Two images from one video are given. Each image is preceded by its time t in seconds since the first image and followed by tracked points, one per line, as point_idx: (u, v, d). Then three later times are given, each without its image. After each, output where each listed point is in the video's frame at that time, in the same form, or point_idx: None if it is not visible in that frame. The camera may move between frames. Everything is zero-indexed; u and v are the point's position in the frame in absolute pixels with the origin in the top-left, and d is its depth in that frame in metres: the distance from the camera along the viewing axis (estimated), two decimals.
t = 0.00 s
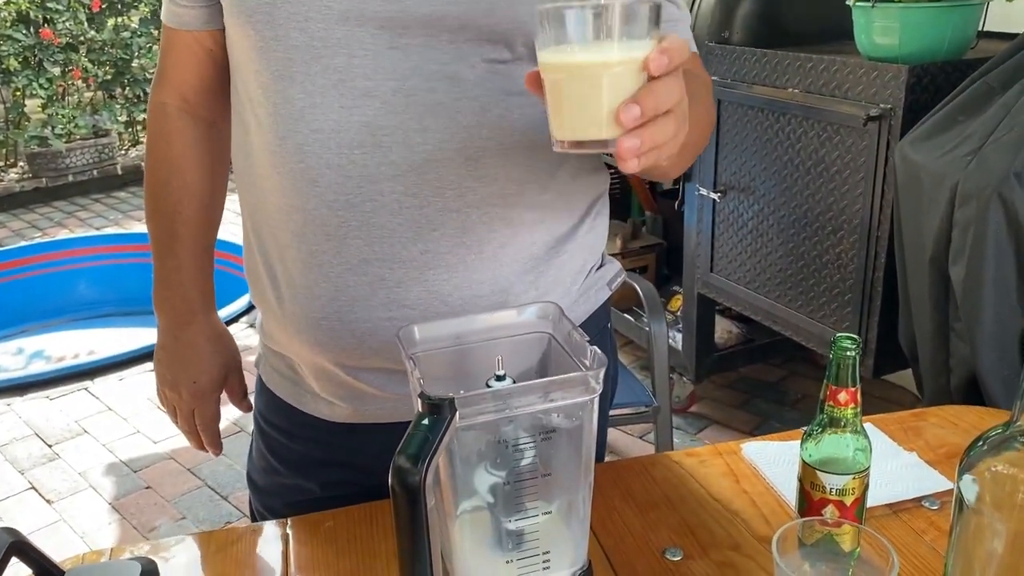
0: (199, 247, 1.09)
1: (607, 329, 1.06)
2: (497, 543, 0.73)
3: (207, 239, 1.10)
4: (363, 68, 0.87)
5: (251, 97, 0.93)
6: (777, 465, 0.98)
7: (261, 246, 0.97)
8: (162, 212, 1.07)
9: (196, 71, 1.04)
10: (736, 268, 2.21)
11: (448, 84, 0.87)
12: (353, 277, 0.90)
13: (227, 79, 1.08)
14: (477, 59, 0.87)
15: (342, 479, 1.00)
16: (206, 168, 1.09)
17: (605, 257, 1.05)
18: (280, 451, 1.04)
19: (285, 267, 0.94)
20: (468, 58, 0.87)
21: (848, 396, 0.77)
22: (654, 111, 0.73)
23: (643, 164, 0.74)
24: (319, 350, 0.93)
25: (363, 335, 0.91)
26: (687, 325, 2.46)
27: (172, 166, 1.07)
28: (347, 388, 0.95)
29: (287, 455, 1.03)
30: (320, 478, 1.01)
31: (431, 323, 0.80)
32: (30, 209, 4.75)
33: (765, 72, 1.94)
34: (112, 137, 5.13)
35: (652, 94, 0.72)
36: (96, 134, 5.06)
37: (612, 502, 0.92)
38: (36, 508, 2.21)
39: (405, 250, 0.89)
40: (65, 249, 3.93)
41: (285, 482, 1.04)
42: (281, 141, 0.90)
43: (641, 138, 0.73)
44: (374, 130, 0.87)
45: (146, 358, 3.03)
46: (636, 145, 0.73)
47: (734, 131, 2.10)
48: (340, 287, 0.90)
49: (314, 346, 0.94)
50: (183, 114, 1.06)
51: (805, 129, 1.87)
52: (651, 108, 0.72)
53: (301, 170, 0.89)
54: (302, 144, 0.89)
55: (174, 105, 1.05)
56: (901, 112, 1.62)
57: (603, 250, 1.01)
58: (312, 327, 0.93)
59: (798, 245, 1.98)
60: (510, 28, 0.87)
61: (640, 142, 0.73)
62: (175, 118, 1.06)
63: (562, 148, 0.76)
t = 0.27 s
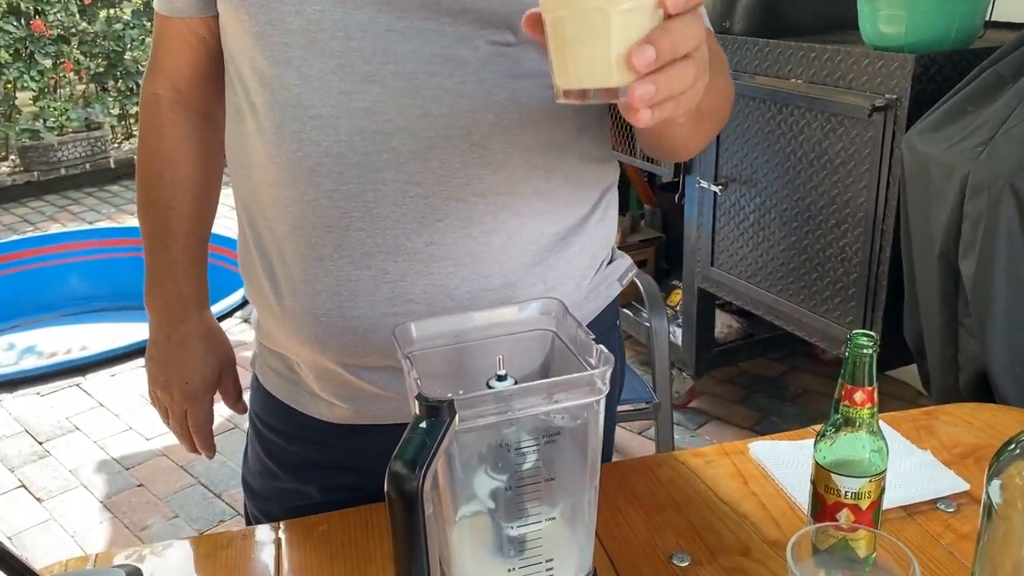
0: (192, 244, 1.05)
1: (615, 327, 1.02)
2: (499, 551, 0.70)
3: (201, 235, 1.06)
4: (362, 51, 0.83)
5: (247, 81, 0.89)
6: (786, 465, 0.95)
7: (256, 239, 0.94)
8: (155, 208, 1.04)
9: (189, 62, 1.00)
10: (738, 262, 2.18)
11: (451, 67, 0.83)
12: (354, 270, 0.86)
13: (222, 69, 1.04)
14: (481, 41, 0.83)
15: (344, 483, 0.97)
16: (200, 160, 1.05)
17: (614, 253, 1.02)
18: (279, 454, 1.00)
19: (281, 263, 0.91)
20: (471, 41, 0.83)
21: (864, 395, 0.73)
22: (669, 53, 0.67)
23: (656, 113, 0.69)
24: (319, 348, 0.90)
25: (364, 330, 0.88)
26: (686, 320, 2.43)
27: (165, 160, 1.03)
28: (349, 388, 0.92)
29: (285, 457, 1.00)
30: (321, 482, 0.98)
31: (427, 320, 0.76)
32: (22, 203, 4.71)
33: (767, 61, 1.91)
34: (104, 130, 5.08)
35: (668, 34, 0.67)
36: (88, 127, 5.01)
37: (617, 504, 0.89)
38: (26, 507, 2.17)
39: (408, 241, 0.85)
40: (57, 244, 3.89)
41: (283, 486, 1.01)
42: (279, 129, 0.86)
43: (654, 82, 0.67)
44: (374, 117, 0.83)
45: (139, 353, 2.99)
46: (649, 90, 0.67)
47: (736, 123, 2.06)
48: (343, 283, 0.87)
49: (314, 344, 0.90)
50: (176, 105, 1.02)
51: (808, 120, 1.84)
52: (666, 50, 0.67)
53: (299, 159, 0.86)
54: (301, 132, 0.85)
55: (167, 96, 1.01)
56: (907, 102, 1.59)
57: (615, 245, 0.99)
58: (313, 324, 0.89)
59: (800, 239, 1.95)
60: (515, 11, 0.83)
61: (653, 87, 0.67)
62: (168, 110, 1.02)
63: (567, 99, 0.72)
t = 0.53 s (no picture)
0: (186, 259, 1.02)
1: (620, 340, 1.00)
2: None
3: (194, 250, 1.03)
4: (356, 52, 0.79)
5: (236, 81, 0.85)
6: (791, 481, 0.91)
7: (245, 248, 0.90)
8: (147, 223, 1.01)
9: (176, 72, 0.96)
10: (736, 264, 2.15)
11: (449, 67, 0.80)
12: (350, 282, 0.83)
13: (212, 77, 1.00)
14: (478, 38, 0.80)
15: (335, 500, 0.94)
16: (192, 174, 1.02)
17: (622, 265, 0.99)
18: (274, 474, 0.97)
19: (272, 273, 0.87)
20: (469, 41, 0.79)
21: (874, 414, 0.70)
22: (674, 74, 0.65)
23: (660, 136, 0.66)
24: (312, 364, 0.86)
25: (360, 345, 0.84)
26: (683, 322, 2.40)
27: (154, 173, 1.00)
28: (346, 407, 0.88)
29: (280, 479, 0.97)
30: (317, 503, 0.95)
31: (419, 335, 0.73)
32: (10, 201, 4.65)
33: (767, 60, 1.88)
34: (94, 127, 5.03)
35: (673, 54, 0.64)
36: (78, 124, 4.95)
37: (616, 523, 0.86)
38: (12, 513, 2.13)
39: (406, 251, 0.82)
40: (45, 243, 3.85)
41: (278, 507, 0.98)
42: (269, 135, 0.83)
43: (657, 106, 0.65)
44: (367, 121, 0.80)
45: (129, 355, 2.95)
46: (652, 116, 0.64)
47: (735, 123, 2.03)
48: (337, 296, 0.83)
49: (309, 362, 0.86)
50: (165, 117, 0.99)
51: (808, 120, 1.81)
52: (670, 71, 0.64)
53: (290, 166, 0.82)
54: (291, 137, 0.82)
55: (155, 107, 0.98)
56: (909, 102, 1.56)
57: (622, 255, 0.96)
58: (308, 341, 0.85)
59: (800, 241, 1.92)
60: (515, 10, 0.80)
61: (656, 111, 0.65)
62: (157, 121, 0.99)
63: (565, 122, 0.69)
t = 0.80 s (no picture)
0: (181, 258, 1.01)
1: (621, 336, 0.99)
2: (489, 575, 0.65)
3: (189, 249, 1.02)
4: (357, 44, 0.78)
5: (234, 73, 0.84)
6: (790, 477, 0.91)
7: (242, 243, 0.89)
8: (141, 222, 0.99)
9: (171, 69, 0.95)
10: (732, 260, 2.14)
11: (451, 59, 0.78)
12: (351, 278, 0.82)
13: (206, 72, 0.99)
14: (480, 30, 0.78)
15: (332, 497, 0.93)
16: (186, 171, 1.01)
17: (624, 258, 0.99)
18: (273, 475, 0.96)
19: (270, 268, 0.86)
20: (471, 31, 0.78)
21: (875, 409, 0.69)
22: (696, 74, 0.65)
23: (678, 135, 0.68)
24: (312, 361, 0.85)
25: (360, 341, 0.83)
26: (680, 318, 2.39)
27: (149, 173, 0.99)
28: (348, 405, 0.87)
29: (278, 479, 0.96)
30: (312, 500, 0.94)
31: (414, 330, 0.72)
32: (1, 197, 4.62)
33: (763, 55, 1.87)
34: (86, 122, 4.99)
35: (695, 54, 0.65)
36: (70, 120, 4.92)
37: (614, 519, 0.85)
38: (4, 511, 2.12)
39: (409, 246, 0.81)
40: (37, 239, 3.83)
41: (275, 507, 0.97)
42: (268, 128, 0.82)
43: (678, 107, 0.66)
44: (368, 114, 0.79)
45: (122, 352, 2.94)
46: (674, 118, 0.66)
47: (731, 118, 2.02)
48: (338, 292, 0.82)
49: (310, 359, 0.85)
50: (160, 115, 0.97)
51: (804, 115, 1.80)
52: (692, 73, 0.65)
53: (289, 160, 0.81)
54: (290, 130, 0.80)
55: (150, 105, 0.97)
56: (907, 97, 1.55)
57: (623, 250, 0.96)
58: (309, 337, 0.84)
59: (796, 236, 1.91)
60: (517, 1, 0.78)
61: (677, 112, 0.66)
62: (151, 118, 0.97)
63: (581, 122, 0.68)
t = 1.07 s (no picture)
0: (178, 255, 1.02)
1: (616, 332, 1.00)
2: (486, 565, 0.67)
3: (187, 246, 1.03)
4: (357, 42, 0.79)
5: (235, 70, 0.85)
6: (782, 469, 0.92)
7: (241, 239, 0.90)
8: (138, 219, 1.00)
9: (170, 67, 0.96)
10: (726, 256, 2.16)
11: (451, 56, 0.79)
12: (351, 274, 0.82)
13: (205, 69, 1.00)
14: (479, 28, 0.79)
15: (329, 490, 0.94)
16: (184, 169, 1.01)
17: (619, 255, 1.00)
18: (270, 471, 0.97)
19: (269, 264, 0.87)
20: (470, 29, 0.79)
21: (866, 401, 0.70)
22: (708, 71, 0.68)
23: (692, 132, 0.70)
24: (310, 356, 0.86)
25: (359, 336, 0.84)
26: (674, 314, 2.41)
27: (147, 170, 0.99)
28: (346, 401, 0.88)
29: (276, 475, 0.96)
30: (310, 493, 0.95)
31: (412, 323, 0.73)
32: None
33: (757, 53, 1.89)
34: (80, 120, 4.98)
35: (708, 52, 0.67)
36: (63, 117, 4.91)
37: (609, 511, 0.86)
38: None
39: (408, 243, 0.81)
40: (31, 237, 3.82)
41: (273, 503, 0.98)
42: (268, 125, 0.82)
43: (693, 103, 0.68)
44: (367, 111, 0.79)
45: (117, 349, 2.94)
46: (687, 113, 0.68)
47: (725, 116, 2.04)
48: (337, 287, 0.83)
49: (309, 355, 0.86)
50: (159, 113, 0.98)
51: (797, 113, 1.81)
52: (704, 70, 0.67)
53: (289, 156, 0.82)
54: (290, 126, 0.81)
55: (149, 102, 0.98)
56: (899, 95, 1.57)
57: (619, 248, 0.97)
58: (308, 332, 0.85)
59: (789, 233, 1.92)
60: None
61: (692, 108, 0.68)
62: (149, 115, 0.98)
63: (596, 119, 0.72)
